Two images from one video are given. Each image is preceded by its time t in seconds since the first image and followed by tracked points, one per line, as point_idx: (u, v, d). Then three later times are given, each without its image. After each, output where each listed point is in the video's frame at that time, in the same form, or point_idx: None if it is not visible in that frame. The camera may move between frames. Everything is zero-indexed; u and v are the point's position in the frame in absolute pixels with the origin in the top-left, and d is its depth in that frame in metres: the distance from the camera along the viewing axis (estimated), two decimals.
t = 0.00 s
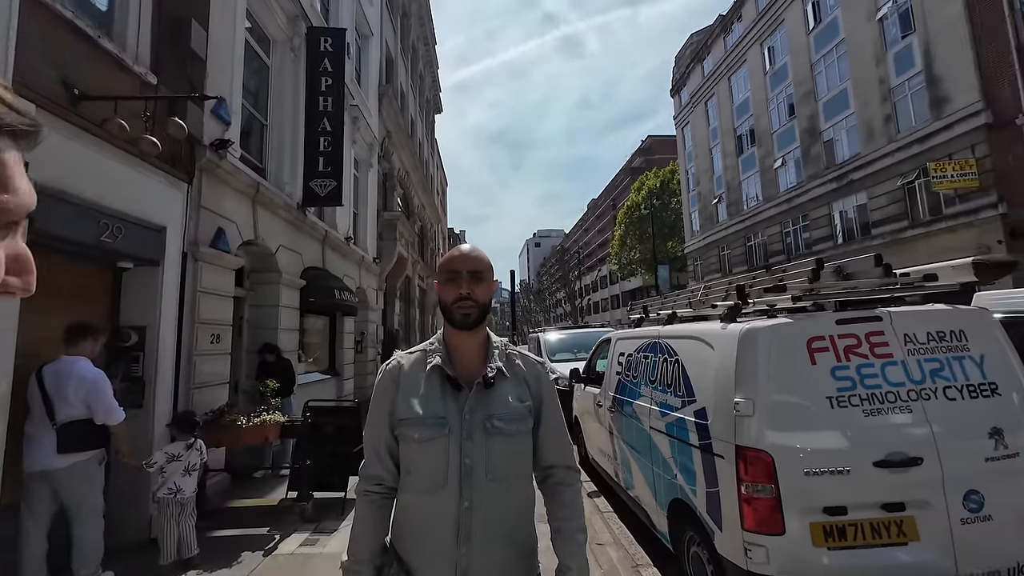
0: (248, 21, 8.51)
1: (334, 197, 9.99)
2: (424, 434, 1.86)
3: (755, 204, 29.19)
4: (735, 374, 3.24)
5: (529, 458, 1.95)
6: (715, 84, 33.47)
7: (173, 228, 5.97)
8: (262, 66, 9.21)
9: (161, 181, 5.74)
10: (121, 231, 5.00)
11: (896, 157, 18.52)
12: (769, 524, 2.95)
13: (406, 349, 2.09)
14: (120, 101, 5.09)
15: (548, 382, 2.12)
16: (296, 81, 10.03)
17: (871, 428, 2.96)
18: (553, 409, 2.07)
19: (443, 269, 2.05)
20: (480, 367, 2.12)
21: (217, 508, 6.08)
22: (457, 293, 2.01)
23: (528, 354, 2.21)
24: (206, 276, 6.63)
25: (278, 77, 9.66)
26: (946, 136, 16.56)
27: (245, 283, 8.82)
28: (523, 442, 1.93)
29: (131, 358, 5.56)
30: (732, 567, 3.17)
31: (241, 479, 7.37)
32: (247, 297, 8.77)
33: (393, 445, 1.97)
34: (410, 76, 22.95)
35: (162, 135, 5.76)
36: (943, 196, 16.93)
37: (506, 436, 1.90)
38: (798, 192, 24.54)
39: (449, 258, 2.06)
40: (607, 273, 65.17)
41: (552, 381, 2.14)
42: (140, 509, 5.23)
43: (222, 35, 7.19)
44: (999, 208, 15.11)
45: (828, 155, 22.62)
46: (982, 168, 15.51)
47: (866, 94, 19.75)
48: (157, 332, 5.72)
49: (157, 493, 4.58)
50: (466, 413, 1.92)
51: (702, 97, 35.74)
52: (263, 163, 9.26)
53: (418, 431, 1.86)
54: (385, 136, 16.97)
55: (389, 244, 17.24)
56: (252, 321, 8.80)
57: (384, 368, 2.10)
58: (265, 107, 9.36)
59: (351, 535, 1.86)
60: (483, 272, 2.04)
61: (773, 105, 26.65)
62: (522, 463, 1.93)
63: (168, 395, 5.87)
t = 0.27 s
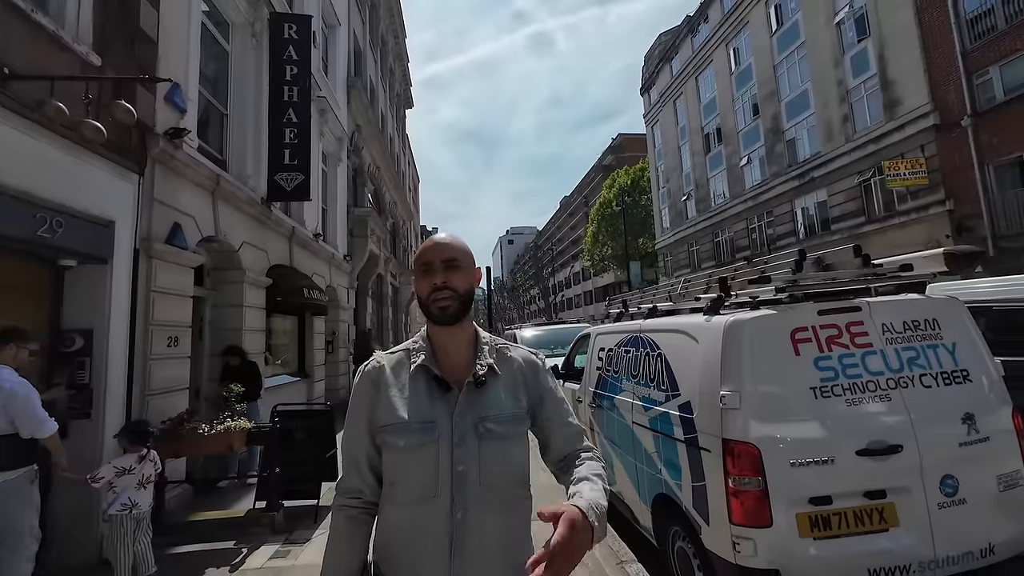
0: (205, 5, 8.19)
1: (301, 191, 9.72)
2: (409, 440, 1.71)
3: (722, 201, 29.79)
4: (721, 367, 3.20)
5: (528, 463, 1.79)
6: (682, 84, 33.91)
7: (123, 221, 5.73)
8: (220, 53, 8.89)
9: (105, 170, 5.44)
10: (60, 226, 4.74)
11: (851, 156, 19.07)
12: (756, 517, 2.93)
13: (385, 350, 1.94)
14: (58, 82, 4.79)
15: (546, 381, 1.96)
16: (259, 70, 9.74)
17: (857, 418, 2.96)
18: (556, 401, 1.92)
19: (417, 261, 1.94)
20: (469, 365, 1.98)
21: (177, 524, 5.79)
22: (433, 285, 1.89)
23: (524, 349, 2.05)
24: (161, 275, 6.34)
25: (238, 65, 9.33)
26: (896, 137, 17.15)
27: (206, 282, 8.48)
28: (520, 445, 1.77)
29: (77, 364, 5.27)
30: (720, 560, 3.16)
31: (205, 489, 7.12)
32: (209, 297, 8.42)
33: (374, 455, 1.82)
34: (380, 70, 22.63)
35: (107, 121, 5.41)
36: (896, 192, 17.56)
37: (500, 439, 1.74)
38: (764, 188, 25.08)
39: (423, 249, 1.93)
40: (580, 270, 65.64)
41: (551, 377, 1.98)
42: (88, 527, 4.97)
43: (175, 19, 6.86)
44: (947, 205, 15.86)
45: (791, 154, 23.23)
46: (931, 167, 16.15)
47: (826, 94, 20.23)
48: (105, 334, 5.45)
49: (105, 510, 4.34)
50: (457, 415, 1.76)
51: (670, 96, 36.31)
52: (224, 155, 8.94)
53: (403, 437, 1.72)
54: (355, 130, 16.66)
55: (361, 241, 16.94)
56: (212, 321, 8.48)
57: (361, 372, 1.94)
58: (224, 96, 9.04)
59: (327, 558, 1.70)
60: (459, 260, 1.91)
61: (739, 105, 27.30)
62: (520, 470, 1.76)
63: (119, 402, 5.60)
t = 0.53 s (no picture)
0: None
1: (283, 186, 9.56)
2: (402, 442, 1.63)
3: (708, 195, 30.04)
4: (716, 360, 3.20)
5: (526, 462, 1.73)
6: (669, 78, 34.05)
7: (96, 218, 5.59)
8: (197, 44, 8.72)
9: (75, 163, 5.29)
10: (29, 223, 4.62)
11: (834, 151, 19.28)
12: (753, 509, 2.93)
13: (373, 348, 1.86)
14: (22, 71, 4.63)
15: (547, 374, 1.90)
16: (238, 62, 9.54)
17: (850, 409, 2.98)
18: (557, 392, 1.86)
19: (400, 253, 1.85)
20: (461, 360, 1.91)
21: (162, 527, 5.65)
22: (415, 279, 1.81)
23: (522, 342, 1.98)
24: (138, 273, 6.19)
25: (217, 58, 9.15)
26: (878, 131, 17.48)
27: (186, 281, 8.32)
28: (518, 444, 1.70)
29: (50, 367, 5.14)
30: (717, 554, 3.16)
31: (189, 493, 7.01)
32: (189, 296, 8.27)
33: (366, 458, 1.73)
34: (363, 65, 22.40)
35: (76, 111, 5.28)
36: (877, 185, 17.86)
37: (496, 437, 1.67)
38: (749, 182, 25.33)
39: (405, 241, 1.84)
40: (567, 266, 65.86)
41: (551, 371, 1.91)
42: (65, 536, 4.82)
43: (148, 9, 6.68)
44: (925, 198, 16.18)
45: (775, 148, 23.47)
46: (911, 160, 16.53)
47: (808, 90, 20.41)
48: (80, 335, 5.33)
49: (82, 518, 4.22)
50: (451, 414, 1.70)
51: (655, 90, 36.49)
52: (203, 150, 8.76)
53: (394, 439, 1.65)
54: (339, 126, 16.47)
55: (347, 238, 16.77)
56: (194, 320, 8.34)
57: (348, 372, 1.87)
58: (203, 88, 8.85)
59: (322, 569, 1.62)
60: (443, 250, 1.81)
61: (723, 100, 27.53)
62: (519, 470, 1.69)
63: (96, 402, 5.49)
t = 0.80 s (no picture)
0: None
1: (279, 178, 9.49)
2: (402, 432, 1.58)
3: (707, 184, 29.97)
4: (722, 347, 3.17)
5: (535, 449, 1.67)
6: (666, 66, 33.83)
7: (89, 211, 5.54)
8: (188, 34, 8.61)
9: (65, 154, 5.21)
10: (20, 216, 4.58)
11: (834, 137, 19.20)
12: (761, 496, 2.91)
13: (372, 337, 1.80)
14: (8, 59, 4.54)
15: (553, 359, 1.85)
16: (230, 53, 9.43)
17: (858, 394, 2.95)
18: (563, 378, 1.83)
19: (394, 237, 1.80)
20: (463, 347, 1.84)
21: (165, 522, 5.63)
22: (411, 263, 1.75)
23: (526, 327, 1.93)
24: (132, 266, 6.13)
25: (209, 48, 9.03)
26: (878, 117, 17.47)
27: (183, 276, 8.27)
28: (525, 430, 1.65)
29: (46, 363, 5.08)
30: (724, 542, 3.15)
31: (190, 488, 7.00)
32: (185, 291, 8.23)
33: (366, 451, 1.67)
34: (357, 57, 22.22)
35: (65, 101, 5.19)
36: (877, 172, 17.85)
37: (502, 424, 1.62)
38: (748, 171, 25.26)
39: (400, 224, 1.79)
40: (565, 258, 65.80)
41: (556, 356, 1.86)
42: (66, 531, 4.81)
43: None
44: (926, 184, 16.18)
45: (773, 136, 23.37)
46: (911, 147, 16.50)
47: (808, 76, 20.34)
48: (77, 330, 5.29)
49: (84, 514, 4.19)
50: (453, 401, 1.64)
51: (652, 79, 36.28)
52: (196, 142, 8.66)
53: (394, 430, 1.58)
54: (334, 118, 16.35)
55: (344, 231, 16.70)
56: (191, 315, 8.29)
57: (344, 363, 1.80)
58: (195, 80, 8.74)
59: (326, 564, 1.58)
60: (438, 232, 1.76)
61: (721, 88, 27.37)
62: (527, 457, 1.64)
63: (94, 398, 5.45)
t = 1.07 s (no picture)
0: None
1: (289, 173, 9.47)
2: (419, 429, 1.50)
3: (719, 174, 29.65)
4: (744, 337, 3.09)
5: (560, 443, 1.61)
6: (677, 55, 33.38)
7: (104, 207, 5.53)
8: (197, 29, 8.59)
9: (78, 151, 5.17)
10: (38, 213, 4.58)
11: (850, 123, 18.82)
12: (787, 489, 2.84)
13: (383, 328, 1.72)
14: (21, 57, 4.52)
15: (574, 347, 1.76)
16: (238, 47, 9.40)
17: (886, 384, 2.86)
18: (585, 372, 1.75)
19: (404, 220, 1.73)
20: (482, 337, 1.77)
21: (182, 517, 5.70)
22: (423, 246, 1.68)
23: (546, 314, 1.84)
24: (148, 262, 6.14)
25: (217, 42, 9.00)
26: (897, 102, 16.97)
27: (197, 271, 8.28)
28: (549, 426, 1.57)
29: (67, 358, 5.09)
30: (750, 535, 3.08)
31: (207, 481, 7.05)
32: (200, 287, 8.24)
33: (382, 449, 1.60)
34: (364, 50, 22.13)
35: (78, 97, 5.17)
36: (896, 159, 17.48)
37: (526, 418, 1.54)
38: (760, 160, 24.92)
39: (410, 205, 1.72)
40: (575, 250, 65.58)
41: (578, 347, 1.77)
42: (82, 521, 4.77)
43: None
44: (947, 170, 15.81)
45: (787, 124, 23.02)
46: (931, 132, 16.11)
47: (823, 61, 19.92)
48: (95, 326, 5.28)
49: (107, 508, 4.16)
50: (472, 396, 1.56)
51: (661, 69, 35.87)
52: (207, 139, 8.66)
53: (410, 427, 1.50)
54: (342, 112, 16.31)
55: (354, 226, 16.70)
56: (206, 310, 8.31)
57: (355, 354, 1.72)
58: (204, 76, 8.73)
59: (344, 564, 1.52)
60: (450, 214, 1.69)
61: (733, 75, 26.99)
62: (551, 453, 1.58)
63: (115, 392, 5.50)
